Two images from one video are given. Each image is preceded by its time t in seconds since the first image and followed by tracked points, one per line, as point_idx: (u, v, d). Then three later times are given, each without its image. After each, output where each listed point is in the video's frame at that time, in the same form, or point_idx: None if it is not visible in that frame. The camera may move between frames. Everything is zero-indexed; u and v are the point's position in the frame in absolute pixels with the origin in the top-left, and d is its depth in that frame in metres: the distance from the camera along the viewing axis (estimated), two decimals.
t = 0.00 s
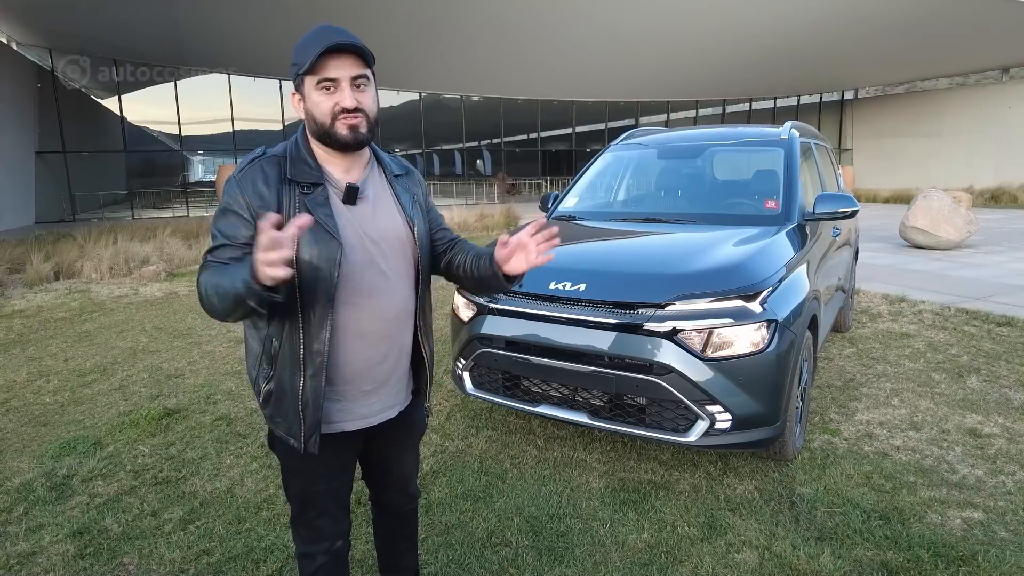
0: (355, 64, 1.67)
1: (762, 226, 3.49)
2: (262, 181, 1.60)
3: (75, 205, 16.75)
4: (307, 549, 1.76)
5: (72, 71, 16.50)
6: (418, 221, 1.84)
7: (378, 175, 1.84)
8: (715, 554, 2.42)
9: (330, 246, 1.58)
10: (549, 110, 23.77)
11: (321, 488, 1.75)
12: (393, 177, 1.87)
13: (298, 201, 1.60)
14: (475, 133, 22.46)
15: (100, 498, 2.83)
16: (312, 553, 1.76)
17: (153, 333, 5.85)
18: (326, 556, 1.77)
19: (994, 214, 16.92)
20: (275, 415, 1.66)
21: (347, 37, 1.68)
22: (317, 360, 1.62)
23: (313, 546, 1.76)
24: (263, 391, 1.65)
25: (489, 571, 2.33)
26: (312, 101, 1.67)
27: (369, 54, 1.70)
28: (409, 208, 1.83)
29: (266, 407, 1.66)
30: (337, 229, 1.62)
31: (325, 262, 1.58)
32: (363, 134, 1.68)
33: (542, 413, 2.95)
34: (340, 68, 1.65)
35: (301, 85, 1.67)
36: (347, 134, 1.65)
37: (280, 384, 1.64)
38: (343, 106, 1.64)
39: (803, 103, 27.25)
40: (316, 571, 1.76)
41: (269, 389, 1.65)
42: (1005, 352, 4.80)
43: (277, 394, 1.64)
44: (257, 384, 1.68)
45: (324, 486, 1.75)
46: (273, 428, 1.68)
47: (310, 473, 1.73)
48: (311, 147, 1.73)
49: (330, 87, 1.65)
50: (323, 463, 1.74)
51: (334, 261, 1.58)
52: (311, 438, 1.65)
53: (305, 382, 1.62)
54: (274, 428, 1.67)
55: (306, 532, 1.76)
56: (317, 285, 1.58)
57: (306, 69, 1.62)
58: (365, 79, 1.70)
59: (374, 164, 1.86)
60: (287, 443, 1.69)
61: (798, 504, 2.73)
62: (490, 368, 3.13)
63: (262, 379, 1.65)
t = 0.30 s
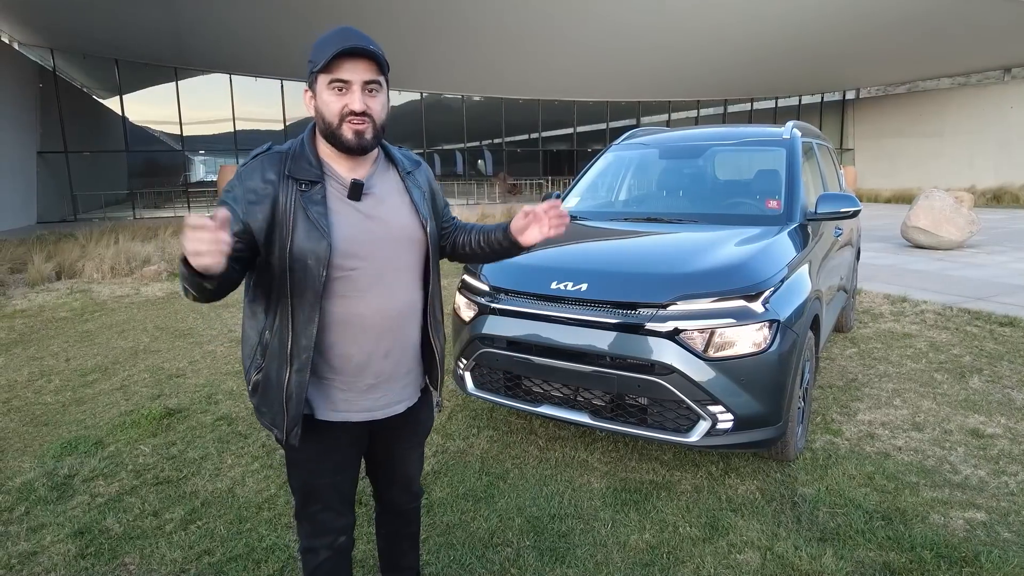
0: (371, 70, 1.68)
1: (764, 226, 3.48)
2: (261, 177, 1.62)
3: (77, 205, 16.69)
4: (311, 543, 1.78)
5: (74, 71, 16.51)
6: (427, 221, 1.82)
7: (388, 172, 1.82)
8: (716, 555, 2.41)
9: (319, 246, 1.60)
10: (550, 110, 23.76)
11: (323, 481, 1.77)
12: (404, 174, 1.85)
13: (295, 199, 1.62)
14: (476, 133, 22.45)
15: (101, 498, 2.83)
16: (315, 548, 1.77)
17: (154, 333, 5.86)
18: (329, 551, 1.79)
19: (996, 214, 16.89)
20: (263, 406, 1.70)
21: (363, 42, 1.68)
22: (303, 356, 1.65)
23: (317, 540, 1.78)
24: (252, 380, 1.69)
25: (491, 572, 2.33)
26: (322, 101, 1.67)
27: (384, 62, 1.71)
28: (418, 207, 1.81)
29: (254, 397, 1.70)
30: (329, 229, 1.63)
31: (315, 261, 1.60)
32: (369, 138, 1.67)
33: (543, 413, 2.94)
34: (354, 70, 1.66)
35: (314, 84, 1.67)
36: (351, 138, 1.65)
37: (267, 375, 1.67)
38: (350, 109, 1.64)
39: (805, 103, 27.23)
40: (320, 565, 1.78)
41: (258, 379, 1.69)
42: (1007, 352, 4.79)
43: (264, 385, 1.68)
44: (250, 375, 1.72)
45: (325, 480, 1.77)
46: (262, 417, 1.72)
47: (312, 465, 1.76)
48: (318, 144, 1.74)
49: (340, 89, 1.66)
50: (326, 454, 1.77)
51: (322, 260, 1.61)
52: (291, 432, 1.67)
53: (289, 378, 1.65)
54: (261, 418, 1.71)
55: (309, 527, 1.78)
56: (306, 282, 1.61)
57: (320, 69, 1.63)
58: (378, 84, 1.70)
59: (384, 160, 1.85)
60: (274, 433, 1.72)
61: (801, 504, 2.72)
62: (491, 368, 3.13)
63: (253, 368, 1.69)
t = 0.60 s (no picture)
0: (363, 63, 1.67)
1: (766, 227, 3.47)
2: (285, 181, 1.62)
3: (78, 205, 16.71)
4: (316, 537, 1.79)
5: (75, 71, 16.52)
6: (427, 218, 1.84)
7: (392, 174, 1.83)
8: (718, 555, 2.41)
9: (346, 244, 1.61)
10: (551, 110, 23.74)
11: (329, 475, 1.77)
12: (407, 176, 1.86)
13: (319, 200, 1.62)
14: (477, 133, 22.44)
15: (102, 498, 2.83)
16: (319, 542, 1.78)
17: (156, 333, 5.86)
18: (333, 546, 1.79)
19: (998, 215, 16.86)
20: (301, 398, 1.71)
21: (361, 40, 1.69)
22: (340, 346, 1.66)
23: (321, 534, 1.79)
24: (289, 375, 1.71)
25: (491, 572, 2.33)
26: (326, 100, 1.67)
27: (382, 57, 1.70)
28: (421, 207, 1.83)
29: (292, 390, 1.71)
30: (351, 226, 1.64)
31: (342, 257, 1.61)
32: (372, 132, 1.68)
33: (544, 413, 2.94)
34: (355, 67, 1.65)
35: (317, 85, 1.68)
36: (356, 132, 1.65)
37: (305, 367, 1.69)
38: (354, 104, 1.65)
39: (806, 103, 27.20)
40: (323, 559, 1.78)
41: (295, 373, 1.70)
42: (1009, 352, 4.78)
43: (301, 378, 1.69)
44: (283, 371, 1.74)
45: (332, 472, 1.77)
46: (298, 410, 1.72)
47: (321, 457, 1.76)
48: (328, 146, 1.74)
49: (343, 86, 1.65)
50: (333, 445, 1.75)
51: (348, 255, 1.61)
52: (337, 416, 1.68)
53: (333, 362, 1.68)
54: (298, 411, 1.71)
55: (314, 521, 1.78)
56: (337, 278, 1.62)
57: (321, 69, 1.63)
58: (379, 80, 1.70)
59: (389, 163, 1.85)
60: (311, 423, 1.73)
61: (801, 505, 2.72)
62: (492, 368, 3.12)
63: (289, 363, 1.71)
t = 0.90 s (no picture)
0: (363, 65, 1.67)
1: (767, 227, 3.47)
2: (292, 182, 1.62)
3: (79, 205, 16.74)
4: (322, 533, 1.80)
5: (77, 71, 16.56)
6: (435, 219, 1.83)
7: (398, 173, 1.83)
8: (718, 556, 2.40)
9: (351, 244, 1.61)
10: (552, 110, 23.74)
11: (335, 471, 1.78)
12: (413, 176, 1.85)
13: (324, 200, 1.63)
14: (478, 133, 22.45)
15: (103, 497, 2.83)
16: (324, 539, 1.79)
17: (157, 333, 5.86)
18: (338, 542, 1.80)
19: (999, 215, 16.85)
20: (309, 393, 1.72)
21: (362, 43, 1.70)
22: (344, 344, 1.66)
23: (326, 531, 1.79)
24: (296, 371, 1.72)
25: (492, 572, 2.32)
26: (330, 104, 1.68)
27: (382, 58, 1.71)
28: (427, 207, 1.83)
29: (299, 386, 1.73)
30: (357, 225, 1.64)
31: (347, 256, 1.61)
32: (378, 132, 1.68)
33: (545, 413, 2.94)
34: (356, 69, 1.66)
35: (321, 90, 1.69)
36: (361, 133, 1.65)
37: (313, 362, 1.71)
38: (358, 106, 1.65)
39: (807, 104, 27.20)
40: (328, 556, 1.79)
41: (302, 369, 1.72)
42: (1010, 352, 4.78)
43: (309, 373, 1.71)
44: (290, 368, 1.75)
45: (338, 468, 1.77)
46: (306, 405, 1.74)
47: (326, 452, 1.76)
48: (335, 147, 1.74)
49: (346, 88, 1.66)
50: (339, 439, 1.75)
51: (354, 254, 1.61)
52: (349, 409, 1.71)
53: (341, 357, 1.69)
54: (307, 406, 1.73)
55: (321, 517, 1.80)
56: (343, 276, 1.62)
57: (324, 73, 1.64)
58: (380, 81, 1.70)
59: (395, 163, 1.85)
60: (319, 418, 1.74)
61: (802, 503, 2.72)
62: (492, 368, 3.12)
63: (296, 359, 1.73)
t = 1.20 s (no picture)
0: (358, 71, 1.67)
1: (768, 227, 3.47)
2: (293, 187, 1.63)
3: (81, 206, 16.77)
4: (327, 530, 1.80)
5: (79, 72, 16.59)
6: (437, 219, 1.83)
7: (398, 175, 1.83)
8: (719, 556, 2.40)
9: (354, 249, 1.62)
10: (553, 110, 23.73)
11: (339, 469, 1.78)
12: (414, 176, 1.85)
13: (325, 205, 1.63)
14: (479, 133, 22.46)
15: (105, 497, 2.84)
16: (330, 536, 1.80)
17: (158, 333, 5.87)
18: (343, 540, 1.80)
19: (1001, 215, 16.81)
20: (315, 394, 1.73)
21: (357, 49, 1.69)
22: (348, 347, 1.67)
23: (332, 527, 1.80)
24: (302, 373, 1.73)
25: (492, 572, 2.32)
26: (329, 112, 1.68)
27: (377, 63, 1.71)
28: (428, 207, 1.82)
29: (306, 387, 1.73)
30: (358, 229, 1.65)
31: (349, 261, 1.62)
32: (378, 137, 1.68)
33: (546, 413, 2.94)
34: (352, 77, 1.66)
35: (319, 98, 1.69)
36: (362, 139, 1.66)
37: (319, 364, 1.71)
38: (356, 113, 1.65)
39: (808, 104, 27.18)
40: (333, 554, 1.80)
41: (308, 371, 1.73)
42: (1012, 353, 4.77)
43: (316, 375, 1.71)
44: (296, 370, 1.76)
45: (343, 465, 1.78)
46: (314, 406, 1.74)
47: (333, 449, 1.77)
48: (334, 153, 1.74)
49: (343, 96, 1.66)
50: (345, 436, 1.76)
51: (355, 258, 1.62)
52: (355, 409, 1.71)
53: (347, 360, 1.69)
54: (314, 406, 1.74)
55: (327, 515, 1.80)
56: (347, 280, 1.63)
57: (320, 83, 1.64)
58: (376, 85, 1.70)
59: (394, 164, 1.85)
60: (326, 419, 1.75)
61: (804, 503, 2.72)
62: (493, 368, 3.13)
63: (302, 361, 1.73)
